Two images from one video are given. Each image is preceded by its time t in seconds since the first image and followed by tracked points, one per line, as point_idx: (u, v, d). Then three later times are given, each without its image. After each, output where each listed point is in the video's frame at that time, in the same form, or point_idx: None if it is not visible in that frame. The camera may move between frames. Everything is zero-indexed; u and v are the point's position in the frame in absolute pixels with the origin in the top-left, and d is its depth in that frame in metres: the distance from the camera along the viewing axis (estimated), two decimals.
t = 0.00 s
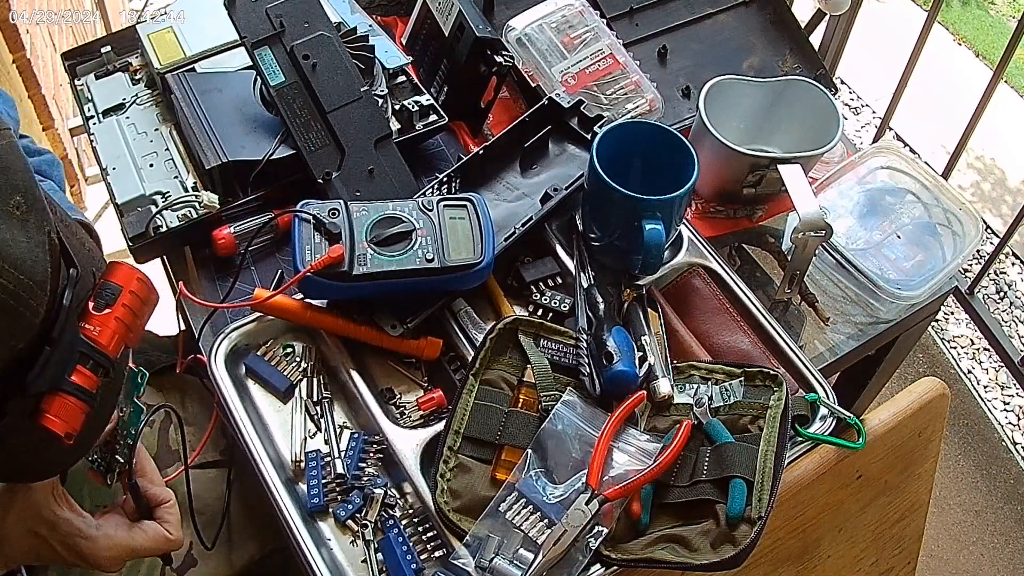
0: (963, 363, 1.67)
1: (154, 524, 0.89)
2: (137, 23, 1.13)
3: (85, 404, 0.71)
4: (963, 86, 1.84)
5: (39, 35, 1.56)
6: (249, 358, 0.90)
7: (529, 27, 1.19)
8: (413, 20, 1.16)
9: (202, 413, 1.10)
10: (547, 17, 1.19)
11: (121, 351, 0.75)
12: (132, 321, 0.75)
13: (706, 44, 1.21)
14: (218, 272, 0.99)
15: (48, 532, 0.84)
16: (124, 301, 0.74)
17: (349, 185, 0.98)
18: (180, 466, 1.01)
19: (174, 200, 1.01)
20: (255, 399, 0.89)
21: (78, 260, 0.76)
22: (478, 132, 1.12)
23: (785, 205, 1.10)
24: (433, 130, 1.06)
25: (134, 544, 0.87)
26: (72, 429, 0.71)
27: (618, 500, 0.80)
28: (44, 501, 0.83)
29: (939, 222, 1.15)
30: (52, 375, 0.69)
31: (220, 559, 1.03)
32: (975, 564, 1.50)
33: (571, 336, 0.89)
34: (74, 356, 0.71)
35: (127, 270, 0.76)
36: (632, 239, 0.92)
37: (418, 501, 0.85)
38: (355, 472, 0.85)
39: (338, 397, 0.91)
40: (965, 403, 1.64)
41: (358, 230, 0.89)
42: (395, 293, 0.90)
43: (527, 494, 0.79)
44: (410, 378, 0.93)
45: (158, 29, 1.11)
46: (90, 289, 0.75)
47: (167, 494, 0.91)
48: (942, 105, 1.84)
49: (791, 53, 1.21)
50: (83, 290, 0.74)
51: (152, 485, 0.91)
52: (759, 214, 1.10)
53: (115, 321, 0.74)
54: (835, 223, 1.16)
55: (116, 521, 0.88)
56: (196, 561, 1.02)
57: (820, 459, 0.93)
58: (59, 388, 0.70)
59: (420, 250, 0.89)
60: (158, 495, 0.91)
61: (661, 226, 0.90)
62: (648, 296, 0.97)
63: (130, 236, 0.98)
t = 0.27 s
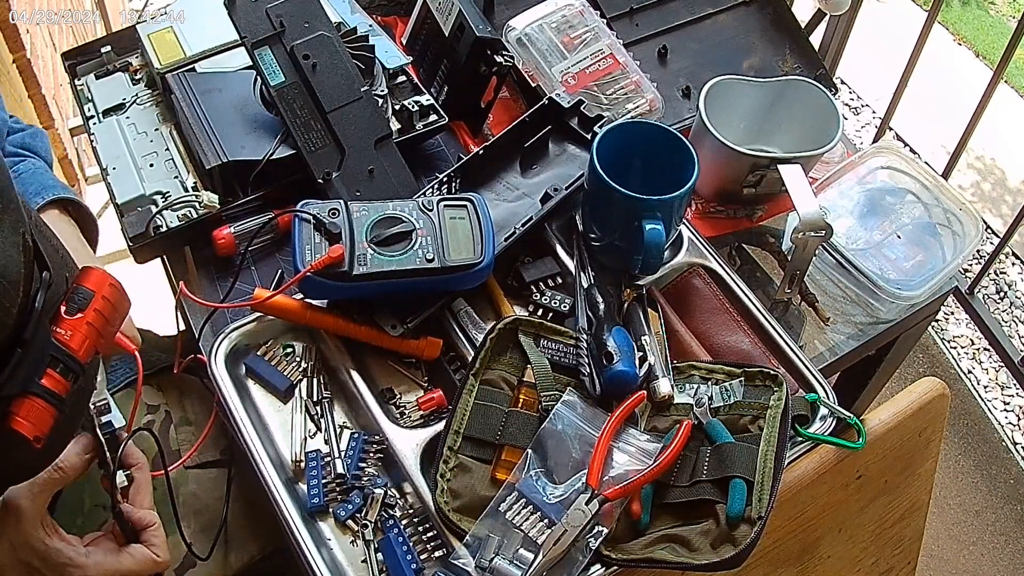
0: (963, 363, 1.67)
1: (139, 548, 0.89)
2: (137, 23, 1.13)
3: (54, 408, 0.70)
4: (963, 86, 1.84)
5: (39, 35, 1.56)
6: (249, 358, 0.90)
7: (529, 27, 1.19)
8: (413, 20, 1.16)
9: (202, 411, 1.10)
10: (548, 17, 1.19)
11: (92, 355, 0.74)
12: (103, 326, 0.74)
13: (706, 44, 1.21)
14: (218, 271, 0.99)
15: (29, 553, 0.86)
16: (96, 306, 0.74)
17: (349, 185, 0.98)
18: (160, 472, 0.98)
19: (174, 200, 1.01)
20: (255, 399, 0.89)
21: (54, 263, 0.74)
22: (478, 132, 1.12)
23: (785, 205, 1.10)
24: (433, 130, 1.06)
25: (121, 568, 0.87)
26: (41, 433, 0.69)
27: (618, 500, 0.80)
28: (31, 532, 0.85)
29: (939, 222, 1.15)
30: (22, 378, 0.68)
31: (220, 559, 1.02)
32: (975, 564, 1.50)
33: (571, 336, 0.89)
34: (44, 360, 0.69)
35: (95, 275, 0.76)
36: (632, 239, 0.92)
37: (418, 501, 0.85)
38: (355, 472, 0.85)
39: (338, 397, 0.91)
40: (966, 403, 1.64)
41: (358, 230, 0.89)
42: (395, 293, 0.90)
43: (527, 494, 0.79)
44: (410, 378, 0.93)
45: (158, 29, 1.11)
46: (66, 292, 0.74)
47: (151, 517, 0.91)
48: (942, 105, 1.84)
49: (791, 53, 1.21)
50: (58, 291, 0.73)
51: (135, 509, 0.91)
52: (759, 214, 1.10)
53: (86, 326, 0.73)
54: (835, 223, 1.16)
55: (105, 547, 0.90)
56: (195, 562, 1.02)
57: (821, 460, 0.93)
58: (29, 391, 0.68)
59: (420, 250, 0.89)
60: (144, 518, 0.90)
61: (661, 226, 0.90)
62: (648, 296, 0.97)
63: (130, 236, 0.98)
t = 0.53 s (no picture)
0: (963, 363, 1.67)
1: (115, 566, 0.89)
2: (137, 22, 1.13)
3: (39, 425, 0.71)
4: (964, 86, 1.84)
5: (39, 35, 1.56)
6: (249, 358, 0.90)
7: (529, 27, 1.19)
8: (413, 20, 1.16)
9: (201, 411, 1.10)
10: (548, 17, 1.19)
11: (77, 380, 0.76)
12: (90, 350, 0.76)
13: (706, 44, 1.21)
14: (218, 271, 0.99)
15: None
16: (85, 330, 0.76)
17: (349, 185, 0.98)
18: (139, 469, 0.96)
19: (174, 200, 1.01)
20: (255, 399, 0.89)
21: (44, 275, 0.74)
22: (479, 131, 1.12)
23: (785, 205, 1.10)
24: (434, 130, 1.06)
25: None
26: (26, 450, 0.70)
27: (618, 500, 0.80)
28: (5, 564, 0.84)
29: (939, 222, 1.15)
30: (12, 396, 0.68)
31: (219, 559, 1.02)
32: (975, 564, 1.50)
33: (572, 336, 0.89)
34: (34, 379, 0.70)
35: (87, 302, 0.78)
36: (632, 239, 0.92)
37: (418, 501, 0.84)
38: (355, 472, 0.85)
39: (338, 396, 0.91)
40: (966, 403, 1.64)
41: (358, 230, 0.89)
42: (395, 293, 0.90)
43: (527, 495, 0.79)
44: (410, 378, 0.93)
45: (158, 29, 1.11)
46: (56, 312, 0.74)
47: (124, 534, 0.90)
48: (942, 105, 1.84)
49: (792, 53, 1.21)
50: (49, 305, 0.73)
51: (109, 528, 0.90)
52: (759, 214, 1.10)
53: (75, 349, 0.74)
54: (835, 223, 1.16)
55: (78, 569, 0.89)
56: (195, 563, 1.02)
57: (821, 460, 0.93)
58: (18, 408, 0.69)
59: (420, 250, 0.89)
60: (117, 538, 0.89)
61: (661, 226, 0.90)
62: (649, 296, 0.97)
63: (130, 236, 0.98)
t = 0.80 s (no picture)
0: (963, 363, 1.67)
1: (103, 561, 0.89)
2: (137, 23, 1.13)
3: (43, 431, 0.73)
4: (964, 86, 1.84)
5: (39, 35, 1.56)
6: (249, 358, 0.90)
7: (529, 27, 1.19)
8: (413, 20, 1.16)
9: (201, 412, 1.10)
10: (548, 17, 1.19)
11: (81, 387, 0.78)
12: (94, 359, 0.79)
13: (706, 44, 1.21)
14: (218, 271, 0.99)
15: None
16: (91, 339, 0.79)
17: (349, 185, 0.98)
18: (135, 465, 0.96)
19: (174, 200, 1.01)
20: (255, 399, 0.89)
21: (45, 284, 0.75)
22: (479, 131, 1.12)
23: (785, 205, 1.10)
24: (433, 130, 1.06)
25: None
26: (30, 455, 0.72)
27: (618, 500, 0.80)
28: None
29: (939, 222, 1.15)
30: (18, 403, 0.70)
31: (219, 559, 1.02)
32: (975, 564, 1.50)
33: (572, 336, 0.89)
34: (39, 387, 0.72)
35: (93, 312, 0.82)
36: (632, 239, 0.92)
37: (418, 501, 0.84)
38: (355, 472, 0.85)
39: (338, 396, 0.91)
40: (966, 403, 1.64)
41: (358, 230, 0.89)
42: (395, 293, 0.90)
43: (527, 494, 0.79)
44: (410, 378, 0.93)
45: (158, 29, 1.11)
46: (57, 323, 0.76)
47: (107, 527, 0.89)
48: (942, 105, 1.84)
49: (791, 53, 1.21)
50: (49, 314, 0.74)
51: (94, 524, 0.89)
52: (759, 214, 1.10)
53: (81, 357, 0.77)
54: (835, 223, 1.16)
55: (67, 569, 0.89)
56: (195, 563, 1.02)
57: (821, 460, 0.93)
58: (23, 414, 0.71)
59: (420, 250, 0.89)
60: (101, 532, 0.89)
61: (661, 226, 0.90)
62: (648, 296, 0.97)
63: (130, 236, 0.98)
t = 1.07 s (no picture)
0: (963, 363, 1.67)
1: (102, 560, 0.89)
2: (137, 22, 1.13)
3: (52, 433, 0.74)
4: (964, 86, 1.84)
5: (39, 35, 1.56)
6: (249, 357, 0.90)
7: (529, 27, 1.19)
8: (413, 20, 1.16)
9: (201, 411, 1.10)
10: (548, 17, 1.19)
11: (87, 389, 0.81)
12: (99, 362, 0.81)
13: (706, 44, 1.21)
14: (218, 271, 0.99)
15: None
16: (97, 343, 0.81)
17: (349, 185, 0.98)
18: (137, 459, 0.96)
19: (174, 200, 1.01)
20: (255, 399, 0.89)
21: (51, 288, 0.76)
22: (479, 132, 1.12)
23: (785, 205, 1.10)
24: (433, 130, 1.06)
25: None
26: (39, 456, 0.74)
27: (618, 500, 0.80)
28: None
29: (939, 222, 1.15)
30: (26, 405, 0.72)
31: (219, 559, 1.02)
32: (975, 564, 1.50)
33: (572, 336, 0.89)
34: (48, 389, 0.74)
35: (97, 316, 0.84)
36: (632, 239, 0.92)
37: (418, 501, 0.84)
38: (355, 472, 0.85)
39: (338, 396, 0.91)
40: (966, 403, 1.64)
41: (358, 230, 0.89)
42: (395, 293, 0.90)
43: (527, 494, 0.79)
44: (410, 378, 0.93)
45: (158, 29, 1.11)
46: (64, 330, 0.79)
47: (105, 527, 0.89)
48: (942, 105, 1.84)
49: (792, 53, 1.21)
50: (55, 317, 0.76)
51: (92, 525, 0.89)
52: (759, 214, 1.10)
53: (87, 360, 0.80)
54: (835, 223, 1.16)
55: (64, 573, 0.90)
56: (195, 563, 1.02)
57: (821, 460, 0.93)
58: (32, 415, 0.73)
59: (420, 249, 0.89)
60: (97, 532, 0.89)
61: (661, 226, 0.90)
62: (648, 296, 0.97)
63: (130, 236, 0.98)
